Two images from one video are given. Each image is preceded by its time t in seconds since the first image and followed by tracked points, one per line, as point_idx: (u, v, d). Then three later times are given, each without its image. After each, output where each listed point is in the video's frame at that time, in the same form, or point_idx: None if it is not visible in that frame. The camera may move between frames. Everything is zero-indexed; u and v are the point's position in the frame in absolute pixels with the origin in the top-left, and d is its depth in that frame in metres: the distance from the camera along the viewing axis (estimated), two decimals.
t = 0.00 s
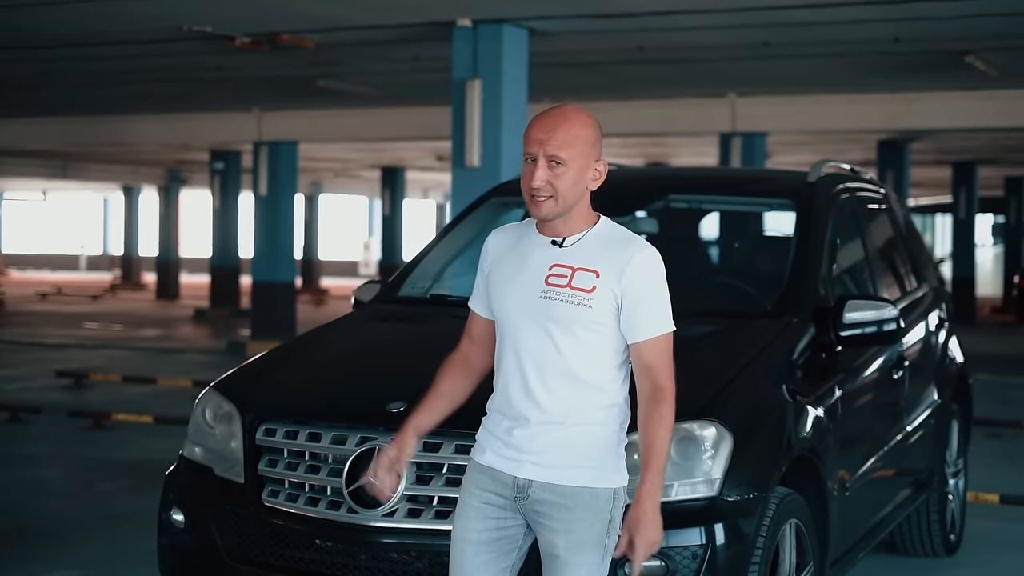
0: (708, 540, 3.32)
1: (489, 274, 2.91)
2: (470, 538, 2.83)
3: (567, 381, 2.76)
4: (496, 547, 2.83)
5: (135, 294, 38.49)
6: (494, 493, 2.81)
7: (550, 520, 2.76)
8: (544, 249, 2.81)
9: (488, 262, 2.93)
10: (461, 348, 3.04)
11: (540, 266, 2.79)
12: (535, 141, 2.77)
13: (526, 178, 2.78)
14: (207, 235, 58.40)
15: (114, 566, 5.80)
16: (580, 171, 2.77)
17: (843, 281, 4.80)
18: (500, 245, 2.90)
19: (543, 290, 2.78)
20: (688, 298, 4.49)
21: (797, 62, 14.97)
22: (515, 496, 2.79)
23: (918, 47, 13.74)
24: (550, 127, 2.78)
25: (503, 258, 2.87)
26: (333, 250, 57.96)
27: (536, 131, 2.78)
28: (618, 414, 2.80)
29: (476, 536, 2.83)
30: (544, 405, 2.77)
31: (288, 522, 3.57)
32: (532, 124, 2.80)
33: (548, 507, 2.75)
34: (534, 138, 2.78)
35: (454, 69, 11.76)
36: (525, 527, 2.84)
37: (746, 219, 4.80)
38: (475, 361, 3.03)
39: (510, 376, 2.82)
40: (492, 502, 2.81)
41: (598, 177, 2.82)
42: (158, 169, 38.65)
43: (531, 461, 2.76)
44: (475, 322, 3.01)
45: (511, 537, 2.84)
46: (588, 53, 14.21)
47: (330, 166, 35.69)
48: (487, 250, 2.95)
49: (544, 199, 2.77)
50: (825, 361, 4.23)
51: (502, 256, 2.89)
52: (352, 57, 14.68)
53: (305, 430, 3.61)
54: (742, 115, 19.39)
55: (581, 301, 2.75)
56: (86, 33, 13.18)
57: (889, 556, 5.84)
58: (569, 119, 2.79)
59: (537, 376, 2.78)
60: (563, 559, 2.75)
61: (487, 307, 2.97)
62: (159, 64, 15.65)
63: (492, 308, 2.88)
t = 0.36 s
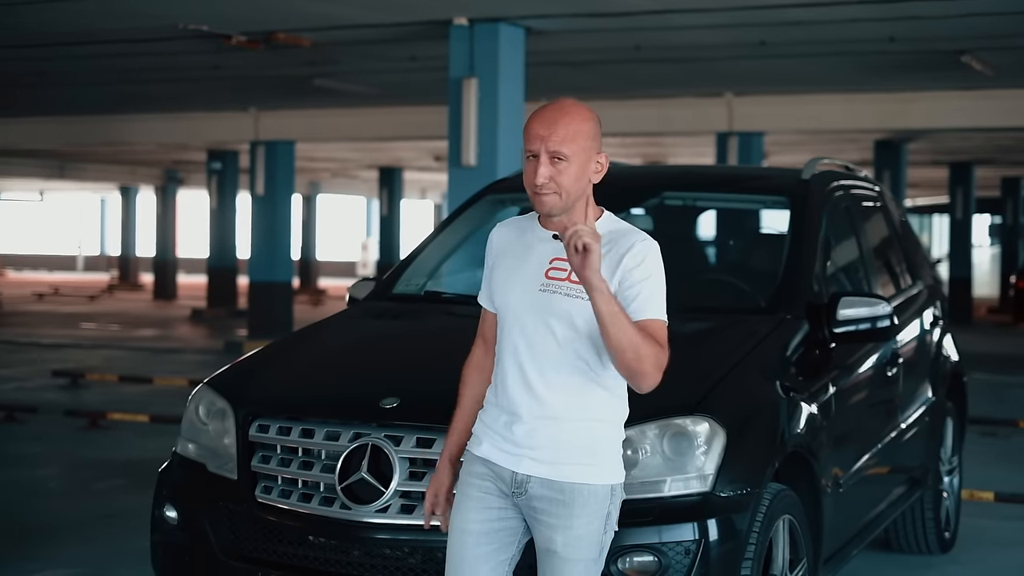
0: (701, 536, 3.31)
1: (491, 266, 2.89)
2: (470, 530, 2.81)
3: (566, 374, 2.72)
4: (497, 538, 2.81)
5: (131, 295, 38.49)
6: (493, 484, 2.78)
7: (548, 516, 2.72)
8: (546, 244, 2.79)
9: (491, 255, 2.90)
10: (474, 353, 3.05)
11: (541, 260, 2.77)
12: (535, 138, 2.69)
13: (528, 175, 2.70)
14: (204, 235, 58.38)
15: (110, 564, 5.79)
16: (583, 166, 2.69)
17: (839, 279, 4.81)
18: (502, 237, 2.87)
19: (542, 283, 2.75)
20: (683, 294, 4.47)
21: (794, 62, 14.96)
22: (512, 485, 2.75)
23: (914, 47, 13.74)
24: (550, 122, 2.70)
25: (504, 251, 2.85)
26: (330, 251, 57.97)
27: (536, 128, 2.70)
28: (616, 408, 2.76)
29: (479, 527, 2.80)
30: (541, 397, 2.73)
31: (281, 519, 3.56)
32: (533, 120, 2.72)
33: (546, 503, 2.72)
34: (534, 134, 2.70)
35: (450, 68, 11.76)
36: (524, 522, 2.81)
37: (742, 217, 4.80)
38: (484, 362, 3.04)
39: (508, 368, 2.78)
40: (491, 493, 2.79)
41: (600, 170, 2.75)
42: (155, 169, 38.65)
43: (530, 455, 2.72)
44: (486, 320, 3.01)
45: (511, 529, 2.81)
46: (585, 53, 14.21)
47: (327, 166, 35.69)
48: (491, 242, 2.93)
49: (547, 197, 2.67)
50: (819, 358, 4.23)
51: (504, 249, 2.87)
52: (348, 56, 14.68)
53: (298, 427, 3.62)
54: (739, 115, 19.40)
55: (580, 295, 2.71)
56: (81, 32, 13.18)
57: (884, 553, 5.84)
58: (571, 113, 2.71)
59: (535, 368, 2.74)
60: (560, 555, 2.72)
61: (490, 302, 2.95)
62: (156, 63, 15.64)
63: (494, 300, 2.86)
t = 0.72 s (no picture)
0: (700, 535, 3.32)
1: (478, 269, 2.89)
2: (466, 533, 2.81)
3: (555, 377, 2.72)
4: (494, 541, 2.81)
5: (129, 294, 38.46)
6: (488, 486, 2.78)
7: (546, 519, 2.73)
8: (529, 246, 2.78)
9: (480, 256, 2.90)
10: (454, 355, 3.06)
11: (526, 261, 2.76)
12: (510, 143, 2.70)
13: (508, 179, 2.72)
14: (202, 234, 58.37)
15: (110, 564, 5.79)
16: (560, 163, 2.71)
17: (838, 279, 4.82)
18: (489, 239, 2.87)
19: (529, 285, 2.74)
20: (682, 295, 4.48)
21: (792, 62, 14.97)
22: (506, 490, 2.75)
23: (913, 47, 13.75)
24: (523, 126, 2.70)
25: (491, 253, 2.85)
26: (328, 250, 57.94)
27: (509, 133, 2.71)
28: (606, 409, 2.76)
29: (475, 530, 2.81)
30: (532, 400, 2.73)
31: (281, 518, 3.57)
32: (504, 125, 2.73)
33: (544, 505, 2.72)
34: (508, 139, 2.71)
35: (449, 67, 11.77)
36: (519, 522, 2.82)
37: (741, 217, 4.81)
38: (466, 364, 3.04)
39: (496, 371, 2.78)
40: (487, 497, 2.79)
41: (577, 161, 2.77)
42: (153, 168, 38.62)
43: (524, 458, 2.73)
44: (466, 321, 3.01)
45: (509, 530, 2.82)
46: (583, 53, 14.21)
47: (325, 165, 35.69)
48: (476, 244, 2.93)
49: (531, 199, 2.71)
50: (818, 357, 4.24)
51: (491, 251, 2.87)
52: (347, 56, 14.68)
53: (298, 427, 3.62)
54: (737, 115, 19.40)
55: (566, 294, 2.69)
56: (80, 32, 13.18)
57: (882, 552, 5.85)
58: (542, 113, 2.71)
59: (526, 371, 2.74)
60: (560, 558, 2.72)
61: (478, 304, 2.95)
62: (155, 62, 15.63)
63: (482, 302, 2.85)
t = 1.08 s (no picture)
0: (704, 537, 3.33)
1: (430, 279, 2.84)
2: (436, 552, 2.77)
3: (523, 380, 2.69)
4: (464, 556, 2.78)
5: (128, 295, 38.46)
6: (455, 501, 2.74)
7: (520, 527, 2.70)
8: (489, 246, 2.74)
9: (429, 264, 2.85)
10: (398, 367, 3.00)
11: (486, 262, 2.73)
12: (472, 138, 2.68)
13: (470, 175, 2.69)
14: (200, 235, 58.35)
15: (111, 565, 5.80)
16: (520, 162, 2.70)
17: (838, 281, 4.83)
18: (438, 245, 2.83)
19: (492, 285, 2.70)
20: (682, 297, 4.50)
21: (791, 63, 14.99)
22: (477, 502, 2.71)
23: (912, 49, 13.77)
24: (486, 121, 2.69)
25: (445, 258, 2.80)
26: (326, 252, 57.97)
27: (471, 127, 2.69)
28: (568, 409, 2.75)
29: (443, 548, 2.77)
30: (498, 405, 2.70)
31: (285, 520, 3.57)
32: (463, 119, 2.71)
33: (518, 514, 2.69)
34: (470, 134, 2.68)
35: (449, 69, 11.78)
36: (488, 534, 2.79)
37: (740, 219, 4.82)
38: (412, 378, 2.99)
39: (458, 378, 2.73)
40: (453, 512, 2.75)
41: (533, 162, 2.76)
42: (152, 169, 38.62)
43: (494, 465, 2.69)
44: (411, 331, 2.95)
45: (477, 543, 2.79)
46: (582, 55, 14.24)
47: (324, 167, 35.70)
48: (423, 250, 2.88)
49: (490, 196, 2.68)
50: (820, 359, 4.25)
51: (441, 257, 2.82)
52: (347, 57, 14.70)
53: (301, 428, 3.61)
54: (736, 117, 19.43)
55: (533, 291, 2.68)
56: (79, 34, 13.19)
57: (882, 554, 5.86)
58: (502, 109, 2.71)
59: (488, 379, 2.70)
60: (536, 565, 2.70)
61: (427, 313, 2.91)
62: (154, 64, 15.64)
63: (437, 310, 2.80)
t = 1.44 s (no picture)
0: (706, 537, 3.34)
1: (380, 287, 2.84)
2: (412, 559, 2.77)
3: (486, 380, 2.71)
4: (440, 561, 2.79)
5: (126, 295, 38.42)
6: (427, 507, 2.74)
7: (495, 526, 2.71)
8: (439, 246, 2.76)
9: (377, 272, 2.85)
10: (343, 359, 2.97)
11: (440, 263, 2.74)
12: (423, 132, 2.74)
13: (420, 170, 2.74)
14: (199, 235, 58.35)
15: (112, 565, 5.80)
16: (469, 157, 2.76)
17: (838, 281, 4.83)
18: (384, 251, 2.84)
19: (450, 286, 2.72)
20: (685, 298, 4.50)
21: (790, 64, 15.01)
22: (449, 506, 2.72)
23: (911, 49, 13.79)
24: (436, 115, 2.75)
25: (396, 262, 2.81)
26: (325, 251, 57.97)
27: (421, 121, 2.74)
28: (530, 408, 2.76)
29: (418, 555, 2.77)
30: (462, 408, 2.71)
31: (288, 520, 3.58)
32: (412, 114, 2.76)
33: (491, 513, 2.71)
34: (421, 128, 2.74)
35: (449, 69, 11.79)
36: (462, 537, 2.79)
37: (740, 219, 4.82)
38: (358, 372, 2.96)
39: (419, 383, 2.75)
40: (425, 516, 2.75)
41: (479, 163, 2.82)
42: (151, 169, 38.59)
43: (464, 466, 2.71)
44: (355, 335, 2.95)
45: (451, 545, 2.79)
46: (582, 55, 14.26)
47: (322, 167, 35.69)
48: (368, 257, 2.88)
49: (440, 189, 2.73)
50: (821, 360, 4.26)
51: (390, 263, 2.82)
52: (347, 58, 14.70)
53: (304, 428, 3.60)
54: (735, 117, 19.44)
55: (493, 290, 2.71)
56: (79, 34, 13.19)
57: (883, 555, 5.87)
58: (450, 106, 2.77)
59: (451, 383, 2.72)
60: (514, 564, 2.70)
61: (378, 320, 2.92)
62: (154, 63, 15.63)
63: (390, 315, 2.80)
